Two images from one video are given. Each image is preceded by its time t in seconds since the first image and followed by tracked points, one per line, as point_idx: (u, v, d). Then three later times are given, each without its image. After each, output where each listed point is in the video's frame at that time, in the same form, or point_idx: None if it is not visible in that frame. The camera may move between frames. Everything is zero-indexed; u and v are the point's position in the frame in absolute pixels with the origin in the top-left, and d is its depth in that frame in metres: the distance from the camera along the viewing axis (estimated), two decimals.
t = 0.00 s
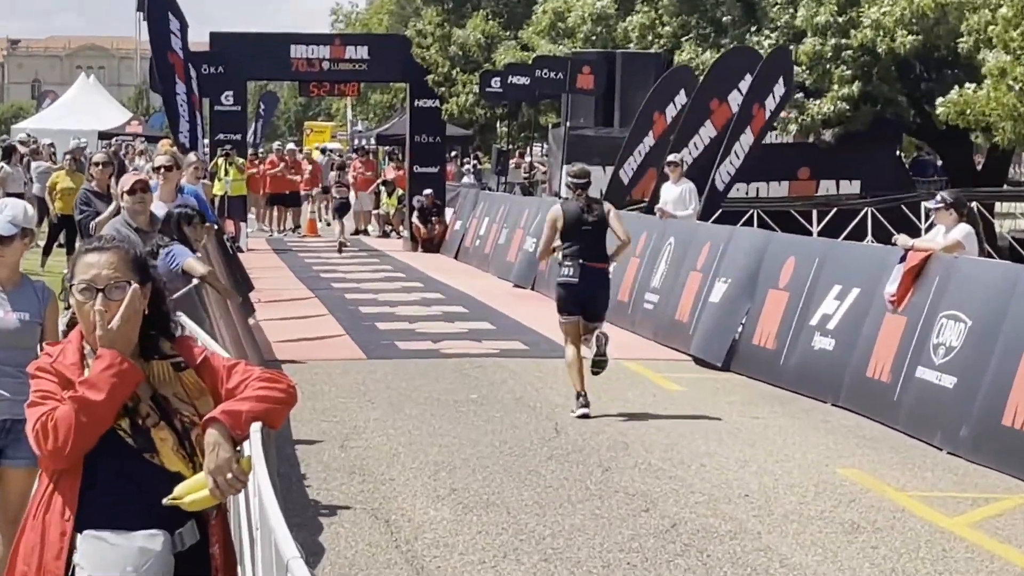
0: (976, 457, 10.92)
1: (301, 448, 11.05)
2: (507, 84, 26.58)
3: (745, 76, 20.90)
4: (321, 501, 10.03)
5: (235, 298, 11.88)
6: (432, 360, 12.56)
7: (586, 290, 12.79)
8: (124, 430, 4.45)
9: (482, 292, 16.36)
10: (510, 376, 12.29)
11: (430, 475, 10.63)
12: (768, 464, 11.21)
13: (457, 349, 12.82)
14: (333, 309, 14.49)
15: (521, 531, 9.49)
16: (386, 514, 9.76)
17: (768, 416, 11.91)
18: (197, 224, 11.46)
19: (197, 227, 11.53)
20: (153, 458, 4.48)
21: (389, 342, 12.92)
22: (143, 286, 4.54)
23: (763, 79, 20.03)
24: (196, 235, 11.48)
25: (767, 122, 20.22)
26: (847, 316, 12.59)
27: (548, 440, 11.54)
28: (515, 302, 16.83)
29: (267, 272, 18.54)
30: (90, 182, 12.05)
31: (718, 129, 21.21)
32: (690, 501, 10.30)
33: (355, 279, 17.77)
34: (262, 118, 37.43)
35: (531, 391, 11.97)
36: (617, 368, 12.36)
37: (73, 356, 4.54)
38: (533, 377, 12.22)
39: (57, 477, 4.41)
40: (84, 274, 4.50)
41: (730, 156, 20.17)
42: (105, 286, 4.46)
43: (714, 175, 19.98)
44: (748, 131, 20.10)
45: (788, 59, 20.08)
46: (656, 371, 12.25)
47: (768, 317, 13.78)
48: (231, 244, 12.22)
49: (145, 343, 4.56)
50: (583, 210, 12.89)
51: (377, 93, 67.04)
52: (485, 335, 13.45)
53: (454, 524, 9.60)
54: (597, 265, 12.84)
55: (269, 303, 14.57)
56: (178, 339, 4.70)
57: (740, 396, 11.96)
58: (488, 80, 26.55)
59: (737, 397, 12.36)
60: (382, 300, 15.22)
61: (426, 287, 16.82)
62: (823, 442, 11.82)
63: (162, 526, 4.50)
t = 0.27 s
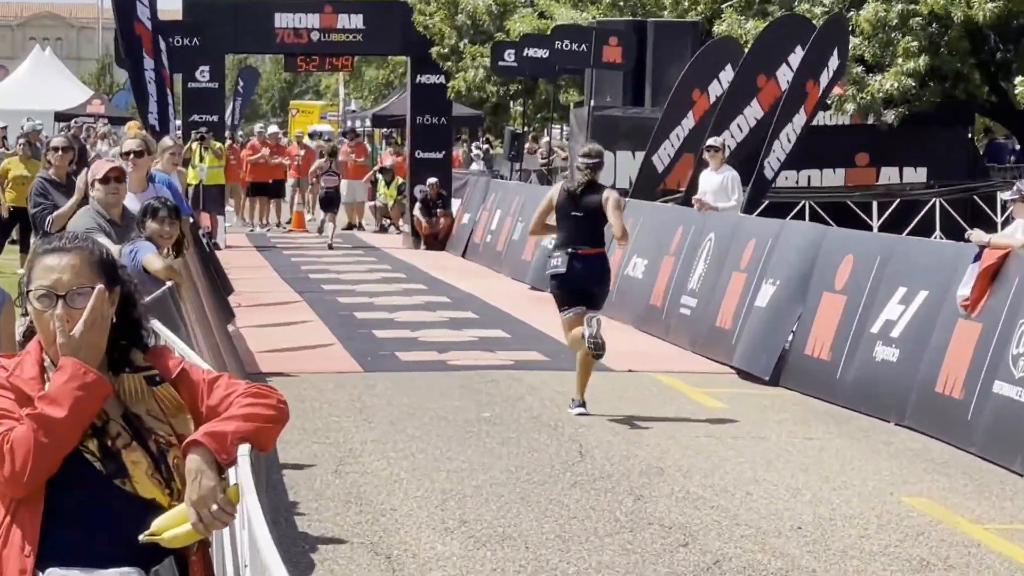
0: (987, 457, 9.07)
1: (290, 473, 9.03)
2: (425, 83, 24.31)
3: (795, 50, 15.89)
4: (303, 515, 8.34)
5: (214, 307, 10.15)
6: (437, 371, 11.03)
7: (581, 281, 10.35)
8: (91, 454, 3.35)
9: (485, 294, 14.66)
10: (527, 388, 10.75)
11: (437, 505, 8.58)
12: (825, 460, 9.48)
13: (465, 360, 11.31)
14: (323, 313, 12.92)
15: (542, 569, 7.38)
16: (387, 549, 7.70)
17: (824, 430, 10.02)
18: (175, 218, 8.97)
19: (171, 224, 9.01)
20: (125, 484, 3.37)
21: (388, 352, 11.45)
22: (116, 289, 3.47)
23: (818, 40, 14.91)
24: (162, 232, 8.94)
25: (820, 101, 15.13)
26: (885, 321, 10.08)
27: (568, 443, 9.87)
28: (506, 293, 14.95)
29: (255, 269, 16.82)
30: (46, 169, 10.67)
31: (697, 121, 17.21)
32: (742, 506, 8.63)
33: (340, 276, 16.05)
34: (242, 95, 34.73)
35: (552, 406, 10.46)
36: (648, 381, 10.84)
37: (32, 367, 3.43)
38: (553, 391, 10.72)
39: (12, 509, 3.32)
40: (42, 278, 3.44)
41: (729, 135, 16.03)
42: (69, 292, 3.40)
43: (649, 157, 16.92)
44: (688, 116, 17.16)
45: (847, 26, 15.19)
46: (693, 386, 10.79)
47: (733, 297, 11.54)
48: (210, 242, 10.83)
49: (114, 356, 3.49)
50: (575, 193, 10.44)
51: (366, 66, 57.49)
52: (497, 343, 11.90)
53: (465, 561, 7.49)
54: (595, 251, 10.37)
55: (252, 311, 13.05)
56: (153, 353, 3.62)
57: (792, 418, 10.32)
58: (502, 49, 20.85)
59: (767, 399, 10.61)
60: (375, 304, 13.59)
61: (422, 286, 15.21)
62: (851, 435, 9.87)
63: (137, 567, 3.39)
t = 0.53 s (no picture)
0: None
1: (287, 496, 8.14)
2: (432, 69, 21.61)
3: (840, 33, 13.90)
4: (306, 543, 7.40)
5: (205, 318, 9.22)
6: (448, 384, 10.10)
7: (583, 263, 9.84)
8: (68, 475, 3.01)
9: (498, 299, 13.80)
10: (545, 402, 9.81)
11: (445, 528, 7.60)
12: (875, 477, 8.45)
13: (477, 372, 10.41)
14: (324, 321, 12.05)
15: None
16: None
17: (870, 448, 8.93)
18: (163, 220, 7.91)
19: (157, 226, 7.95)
20: (106, 507, 3.03)
21: (393, 362, 10.59)
22: (95, 294, 3.15)
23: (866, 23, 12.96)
24: (146, 233, 7.89)
25: (873, 92, 13.14)
26: (935, 328, 8.95)
27: (591, 462, 8.86)
28: (521, 297, 14.07)
29: (250, 272, 15.85)
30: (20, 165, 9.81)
31: (731, 112, 15.75)
32: (781, 530, 7.54)
33: (343, 280, 15.18)
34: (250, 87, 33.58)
35: (572, 422, 9.50)
36: (678, 395, 9.98)
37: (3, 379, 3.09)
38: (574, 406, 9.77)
39: None
40: (15, 283, 3.10)
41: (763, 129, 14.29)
42: (43, 298, 3.07)
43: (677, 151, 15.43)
44: (722, 105, 15.71)
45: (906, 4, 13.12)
46: (726, 400, 9.86)
47: (764, 301, 10.46)
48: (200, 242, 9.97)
49: (92, 369, 3.15)
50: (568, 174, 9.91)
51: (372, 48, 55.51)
52: (512, 353, 11.03)
53: None
54: (594, 233, 9.90)
55: (247, 319, 12.14)
56: (134, 362, 3.28)
57: (834, 435, 9.24)
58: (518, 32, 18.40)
59: (807, 412, 9.65)
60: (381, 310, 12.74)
61: (431, 291, 14.35)
62: (898, 454, 8.77)
63: None
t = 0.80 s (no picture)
0: None
1: (286, 517, 7.54)
2: (442, 63, 20.92)
3: (874, 23, 13.25)
4: (308, 568, 6.76)
5: (200, 329, 8.66)
6: (457, 399, 9.51)
7: (573, 273, 9.44)
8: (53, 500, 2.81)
9: (512, 308, 13.21)
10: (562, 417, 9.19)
11: (455, 552, 6.98)
12: (914, 495, 7.82)
13: (488, 385, 9.83)
14: (327, 332, 11.47)
15: None
16: None
17: (906, 465, 8.28)
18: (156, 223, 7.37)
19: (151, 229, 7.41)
20: (94, 530, 2.84)
21: (400, 374, 10.02)
22: (82, 299, 3.00)
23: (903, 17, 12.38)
24: (139, 238, 7.36)
25: (913, 88, 12.61)
26: (975, 337, 8.28)
27: (610, 480, 8.24)
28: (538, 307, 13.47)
29: (250, 279, 15.26)
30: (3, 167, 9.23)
31: (764, 108, 14.63)
32: (813, 553, 6.90)
33: (348, 288, 14.61)
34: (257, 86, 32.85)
35: (590, 437, 8.86)
36: (703, 409, 9.37)
37: None
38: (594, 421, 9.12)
39: None
40: None
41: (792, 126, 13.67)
42: (28, 304, 2.92)
43: (704, 148, 14.28)
44: (754, 101, 14.57)
45: None
46: (752, 414, 9.26)
47: (794, 309, 9.84)
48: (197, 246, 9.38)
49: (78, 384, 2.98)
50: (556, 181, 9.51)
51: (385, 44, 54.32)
52: (525, 365, 10.45)
53: None
54: (583, 243, 9.48)
55: (245, 329, 11.55)
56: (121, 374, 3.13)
57: (869, 451, 8.59)
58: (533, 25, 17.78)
59: (840, 427, 9.03)
60: (388, 319, 12.16)
61: (440, 298, 13.78)
62: (938, 471, 8.12)
63: None
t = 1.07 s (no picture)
0: None
1: (298, 527, 7.52)
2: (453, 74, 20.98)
3: (887, 33, 13.25)
4: None
5: (212, 338, 8.67)
6: (470, 410, 9.49)
7: (559, 283, 9.95)
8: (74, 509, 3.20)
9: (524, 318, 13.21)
10: (575, 427, 9.17)
11: (468, 564, 6.95)
12: (927, 505, 7.81)
13: (500, 395, 9.82)
14: (338, 342, 11.47)
15: None
16: None
17: (919, 475, 8.25)
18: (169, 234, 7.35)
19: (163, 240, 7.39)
20: (107, 544, 3.18)
21: (413, 385, 10.01)
22: (98, 311, 3.41)
23: (914, 28, 12.40)
24: (152, 249, 7.34)
25: (919, 97, 12.65)
26: (988, 347, 8.24)
27: (622, 490, 8.22)
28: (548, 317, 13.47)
29: (262, 290, 15.26)
30: (15, 179, 9.23)
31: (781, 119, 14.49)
32: (825, 564, 6.87)
33: (360, 298, 14.61)
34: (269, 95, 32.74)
35: (603, 448, 8.85)
36: (716, 419, 9.35)
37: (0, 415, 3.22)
38: (608, 431, 9.10)
39: None
40: (20, 299, 3.30)
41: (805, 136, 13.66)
42: (51, 313, 3.28)
43: (717, 159, 14.23)
44: (771, 112, 14.44)
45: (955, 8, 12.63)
46: (764, 424, 9.25)
47: (807, 319, 9.82)
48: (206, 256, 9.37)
49: (94, 396, 3.41)
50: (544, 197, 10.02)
51: (397, 54, 54.04)
52: (537, 375, 10.45)
53: None
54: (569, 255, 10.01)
55: (257, 340, 11.54)
56: (133, 389, 3.51)
57: (882, 461, 8.56)
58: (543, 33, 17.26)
59: (852, 437, 9.01)
60: (400, 330, 12.17)
61: (452, 309, 13.78)
62: (950, 481, 8.10)
63: None
